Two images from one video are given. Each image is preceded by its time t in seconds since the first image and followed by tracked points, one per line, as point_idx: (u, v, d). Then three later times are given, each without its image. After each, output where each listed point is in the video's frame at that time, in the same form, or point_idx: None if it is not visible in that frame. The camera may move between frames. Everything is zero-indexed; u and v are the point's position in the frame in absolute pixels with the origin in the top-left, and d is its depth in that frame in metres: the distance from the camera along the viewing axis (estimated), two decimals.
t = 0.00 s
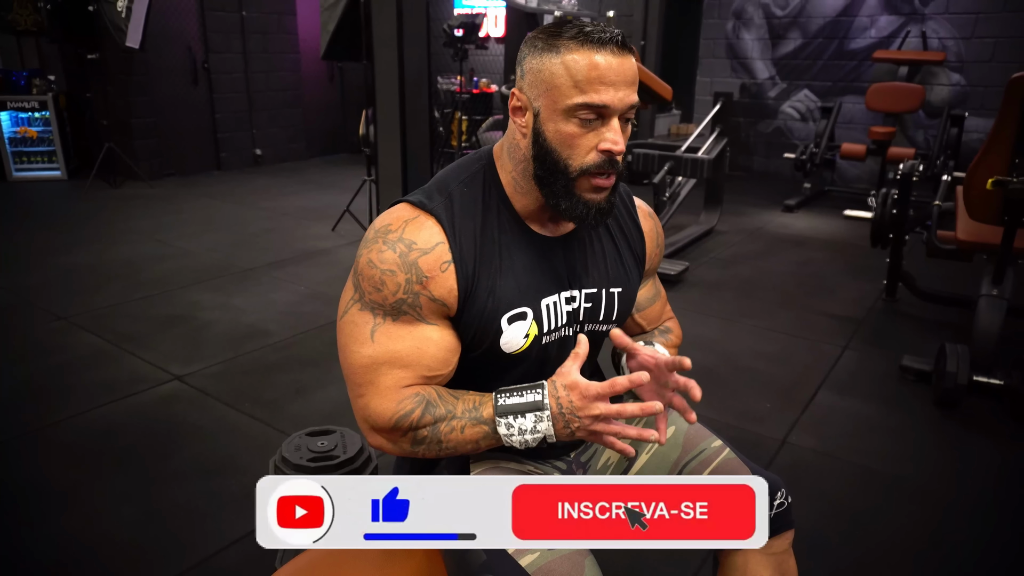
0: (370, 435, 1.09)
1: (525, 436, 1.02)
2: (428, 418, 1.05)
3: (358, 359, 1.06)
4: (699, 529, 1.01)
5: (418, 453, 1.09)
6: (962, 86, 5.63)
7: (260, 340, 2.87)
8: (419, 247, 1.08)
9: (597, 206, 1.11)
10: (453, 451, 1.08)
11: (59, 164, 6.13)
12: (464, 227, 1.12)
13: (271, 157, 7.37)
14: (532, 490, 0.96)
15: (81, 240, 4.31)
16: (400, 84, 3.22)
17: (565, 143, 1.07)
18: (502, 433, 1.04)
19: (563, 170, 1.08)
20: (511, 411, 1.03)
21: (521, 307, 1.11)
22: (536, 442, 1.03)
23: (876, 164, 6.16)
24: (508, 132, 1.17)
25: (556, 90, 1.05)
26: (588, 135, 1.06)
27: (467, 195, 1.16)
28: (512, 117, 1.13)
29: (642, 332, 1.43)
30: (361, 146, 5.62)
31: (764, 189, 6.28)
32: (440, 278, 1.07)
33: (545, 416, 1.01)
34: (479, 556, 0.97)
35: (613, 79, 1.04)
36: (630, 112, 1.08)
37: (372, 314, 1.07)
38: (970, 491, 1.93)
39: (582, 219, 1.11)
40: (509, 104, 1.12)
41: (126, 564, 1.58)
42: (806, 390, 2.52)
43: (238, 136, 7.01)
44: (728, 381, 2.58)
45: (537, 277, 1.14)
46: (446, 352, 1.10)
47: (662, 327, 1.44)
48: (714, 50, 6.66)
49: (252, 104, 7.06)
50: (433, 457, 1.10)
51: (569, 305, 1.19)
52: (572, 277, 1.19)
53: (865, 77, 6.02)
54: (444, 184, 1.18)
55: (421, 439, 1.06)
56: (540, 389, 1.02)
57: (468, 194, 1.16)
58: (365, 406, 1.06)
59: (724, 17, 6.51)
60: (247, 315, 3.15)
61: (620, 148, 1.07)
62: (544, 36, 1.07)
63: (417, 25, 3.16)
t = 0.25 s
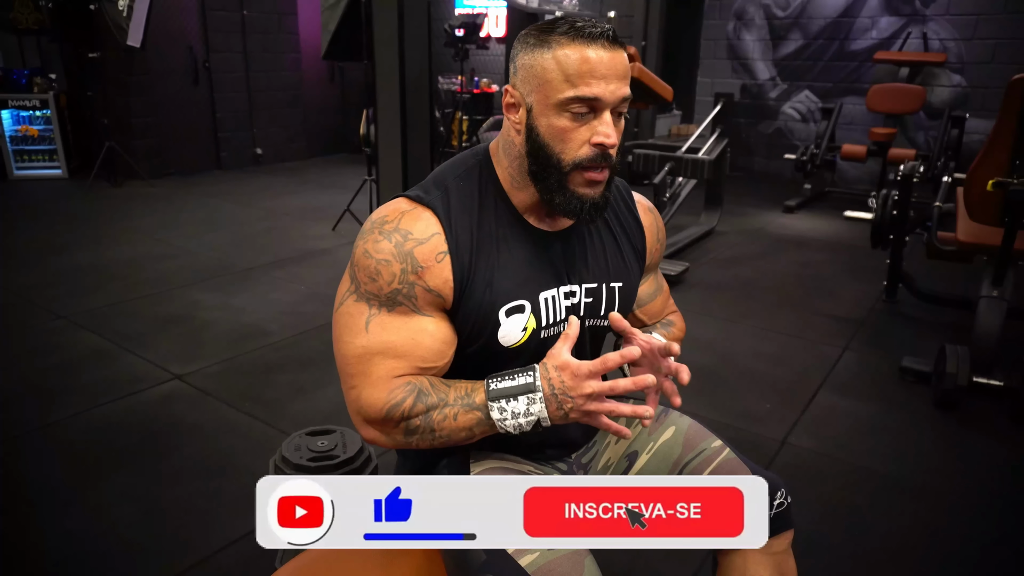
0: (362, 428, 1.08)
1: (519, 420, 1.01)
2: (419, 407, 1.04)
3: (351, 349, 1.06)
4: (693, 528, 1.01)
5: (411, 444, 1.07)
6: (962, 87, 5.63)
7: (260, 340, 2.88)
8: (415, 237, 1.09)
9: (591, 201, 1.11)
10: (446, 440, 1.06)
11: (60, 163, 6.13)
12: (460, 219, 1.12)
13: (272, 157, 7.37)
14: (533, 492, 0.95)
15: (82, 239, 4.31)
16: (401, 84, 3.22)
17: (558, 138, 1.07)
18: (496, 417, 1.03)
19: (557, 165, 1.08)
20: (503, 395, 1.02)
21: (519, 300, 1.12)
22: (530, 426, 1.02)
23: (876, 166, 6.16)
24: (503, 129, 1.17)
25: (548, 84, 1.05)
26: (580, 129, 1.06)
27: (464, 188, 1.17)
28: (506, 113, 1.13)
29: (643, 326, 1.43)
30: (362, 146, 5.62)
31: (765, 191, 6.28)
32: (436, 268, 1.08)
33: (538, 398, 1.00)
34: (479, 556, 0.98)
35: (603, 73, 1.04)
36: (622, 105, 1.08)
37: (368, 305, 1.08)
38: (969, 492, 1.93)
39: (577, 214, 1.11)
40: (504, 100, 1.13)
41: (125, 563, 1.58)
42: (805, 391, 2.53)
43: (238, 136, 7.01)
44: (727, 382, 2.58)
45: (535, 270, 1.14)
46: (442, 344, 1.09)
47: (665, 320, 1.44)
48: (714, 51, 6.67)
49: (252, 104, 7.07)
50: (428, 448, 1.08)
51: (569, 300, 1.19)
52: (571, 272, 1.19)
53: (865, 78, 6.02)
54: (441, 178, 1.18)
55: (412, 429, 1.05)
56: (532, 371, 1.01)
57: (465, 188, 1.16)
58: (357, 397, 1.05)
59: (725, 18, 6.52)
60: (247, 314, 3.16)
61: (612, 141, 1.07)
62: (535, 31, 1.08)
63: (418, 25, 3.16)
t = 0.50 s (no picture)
0: (359, 426, 1.08)
1: (516, 420, 1.03)
2: (417, 406, 1.05)
3: (348, 346, 1.06)
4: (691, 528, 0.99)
5: (408, 442, 1.08)
6: (961, 89, 5.64)
7: (259, 341, 2.88)
8: (413, 234, 1.09)
9: (585, 197, 1.12)
10: (443, 439, 1.07)
11: (59, 164, 6.13)
12: (458, 217, 1.12)
13: (271, 158, 7.38)
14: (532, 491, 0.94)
15: (81, 240, 4.31)
16: (401, 85, 3.22)
17: (549, 136, 1.07)
18: (494, 417, 1.04)
19: (548, 162, 1.09)
20: (501, 395, 1.03)
21: (517, 298, 1.12)
22: (528, 426, 1.03)
23: (875, 168, 6.17)
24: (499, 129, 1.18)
25: (536, 83, 1.05)
26: (571, 126, 1.07)
27: (462, 186, 1.17)
28: (499, 114, 1.14)
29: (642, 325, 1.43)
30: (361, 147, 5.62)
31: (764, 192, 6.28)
32: (433, 265, 1.08)
33: (536, 398, 1.01)
34: (478, 557, 1.01)
35: (592, 69, 1.04)
36: (612, 101, 1.08)
37: (365, 302, 1.08)
38: (968, 493, 1.93)
39: (571, 211, 1.12)
40: (496, 101, 1.14)
41: (125, 563, 1.58)
42: (804, 393, 2.53)
43: (238, 137, 7.01)
44: (726, 383, 2.59)
45: (534, 269, 1.14)
46: (439, 342, 1.09)
47: (665, 319, 1.44)
48: (714, 52, 6.68)
49: (252, 105, 7.07)
50: (425, 446, 1.09)
51: (568, 298, 1.19)
52: (570, 271, 1.19)
53: (864, 80, 6.03)
54: (438, 176, 1.19)
55: (410, 428, 1.06)
56: (531, 371, 1.03)
57: (462, 186, 1.17)
58: (353, 395, 1.06)
59: (724, 20, 6.53)
60: (246, 315, 3.16)
61: (603, 137, 1.07)
62: (524, 31, 1.08)
63: (417, 26, 3.17)
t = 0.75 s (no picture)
0: (361, 432, 1.09)
1: (517, 424, 1.04)
2: (419, 412, 1.05)
3: (350, 353, 1.06)
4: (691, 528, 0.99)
5: (411, 447, 1.08)
6: (961, 90, 5.64)
7: (259, 343, 2.88)
8: (412, 241, 1.09)
9: (577, 187, 1.11)
10: (446, 444, 1.08)
11: (59, 167, 6.13)
12: (458, 223, 1.12)
13: (271, 160, 7.38)
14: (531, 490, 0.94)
15: (81, 242, 4.31)
16: (401, 87, 3.23)
17: (532, 129, 1.09)
18: (495, 421, 1.04)
19: (536, 156, 1.09)
20: (502, 400, 1.04)
21: (518, 302, 1.11)
22: (529, 430, 1.05)
23: (875, 169, 6.17)
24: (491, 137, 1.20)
25: (513, 81, 1.08)
26: (553, 117, 1.08)
27: (461, 191, 1.17)
28: (488, 121, 1.17)
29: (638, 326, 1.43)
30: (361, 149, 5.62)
31: (764, 194, 6.28)
32: (433, 272, 1.08)
33: (537, 403, 1.02)
34: (479, 558, 1.00)
35: (566, 59, 1.06)
36: (592, 89, 1.09)
37: (366, 309, 1.08)
38: (968, 494, 1.93)
39: (565, 203, 1.11)
40: (483, 108, 1.16)
41: (125, 565, 1.58)
42: (804, 394, 2.53)
43: (238, 139, 7.01)
44: (726, 385, 2.59)
45: (533, 273, 1.14)
46: (440, 348, 1.09)
47: (659, 320, 1.44)
48: (714, 54, 6.69)
49: (251, 107, 7.07)
50: (428, 451, 1.09)
51: (568, 301, 1.19)
52: (570, 273, 1.19)
53: (864, 82, 6.03)
54: (437, 182, 1.19)
55: (413, 434, 1.06)
56: (531, 376, 1.04)
57: (461, 191, 1.16)
58: (357, 401, 1.06)
59: (724, 22, 6.54)
60: (246, 317, 3.16)
61: (585, 123, 1.08)
62: (499, 36, 1.12)
63: (417, 28, 3.17)
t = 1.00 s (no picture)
0: (360, 430, 1.09)
1: (513, 416, 1.02)
2: (414, 407, 1.05)
3: (348, 352, 1.07)
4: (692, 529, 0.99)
5: (408, 445, 1.08)
6: (960, 90, 5.64)
7: (259, 344, 2.88)
8: (406, 241, 1.10)
9: (567, 185, 1.11)
10: (442, 439, 1.07)
11: (59, 168, 6.13)
12: (452, 221, 1.12)
13: (271, 161, 7.38)
14: (532, 490, 0.95)
15: (81, 243, 4.32)
16: (400, 88, 3.23)
17: (522, 127, 1.09)
18: (491, 415, 1.03)
19: (526, 155, 1.10)
20: (495, 393, 1.03)
21: (513, 299, 1.11)
22: (525, 421, 1.02)
23: (875, 169, 6.18)
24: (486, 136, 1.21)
25: (506, 79, 1.09)
26: (544, 116, 1.08)
27: (455, 191, 1.17)
28: (482, 119, 1.18)
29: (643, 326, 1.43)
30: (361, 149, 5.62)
31: (764, 194, 6.29)
32: (428, 270, 1.08)
33: (529, 393, 0.99)
34: (480, 558, 0.99)
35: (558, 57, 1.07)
36: (583, 87, 1.09)
37: (362, 309, 1.09)
38: (968, 494, 1.93)
39: (554, 203, 1.11)
40: (478, 107, 1.17)
41: (125, 565, 1.58)
42: (805, 394, 2.53)
43: (238, 140, 7.02)
44: (726, 385, 2.59)
45: (528, 269, 1.14)
46: (437, 345, 1.10)
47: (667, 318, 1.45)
48: (713, 55, 6.70)
49: (251, 108, 7.07)
50: (425, 448, 1.09)
51: (563, 298, 1.18)
52: (565, 270, 1.19)
53: (864, 82, 6.03)
54: (432, 182, 1.19)
55: (408, 430, 1.06)
56: (522, 367, 1.01)
57: (455, 190, 1.17)
58: (354, 400, 1.07)
59: (723, 22, 6.55)
60: (247, 318, 3.16)
61: (575, 121, 1.08)
62: (494, 34, 1.13)
63: (417, 29, 3.17)
